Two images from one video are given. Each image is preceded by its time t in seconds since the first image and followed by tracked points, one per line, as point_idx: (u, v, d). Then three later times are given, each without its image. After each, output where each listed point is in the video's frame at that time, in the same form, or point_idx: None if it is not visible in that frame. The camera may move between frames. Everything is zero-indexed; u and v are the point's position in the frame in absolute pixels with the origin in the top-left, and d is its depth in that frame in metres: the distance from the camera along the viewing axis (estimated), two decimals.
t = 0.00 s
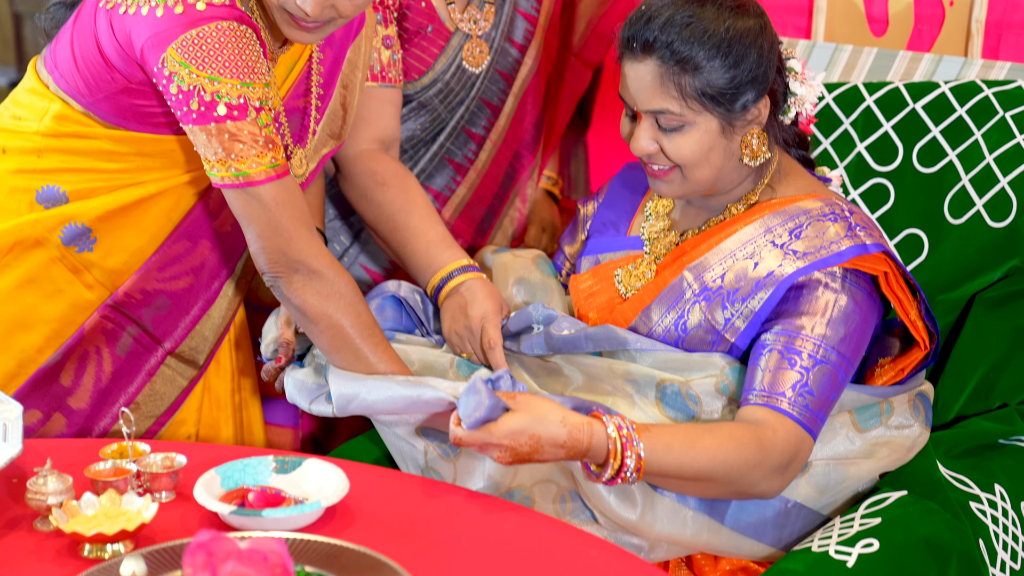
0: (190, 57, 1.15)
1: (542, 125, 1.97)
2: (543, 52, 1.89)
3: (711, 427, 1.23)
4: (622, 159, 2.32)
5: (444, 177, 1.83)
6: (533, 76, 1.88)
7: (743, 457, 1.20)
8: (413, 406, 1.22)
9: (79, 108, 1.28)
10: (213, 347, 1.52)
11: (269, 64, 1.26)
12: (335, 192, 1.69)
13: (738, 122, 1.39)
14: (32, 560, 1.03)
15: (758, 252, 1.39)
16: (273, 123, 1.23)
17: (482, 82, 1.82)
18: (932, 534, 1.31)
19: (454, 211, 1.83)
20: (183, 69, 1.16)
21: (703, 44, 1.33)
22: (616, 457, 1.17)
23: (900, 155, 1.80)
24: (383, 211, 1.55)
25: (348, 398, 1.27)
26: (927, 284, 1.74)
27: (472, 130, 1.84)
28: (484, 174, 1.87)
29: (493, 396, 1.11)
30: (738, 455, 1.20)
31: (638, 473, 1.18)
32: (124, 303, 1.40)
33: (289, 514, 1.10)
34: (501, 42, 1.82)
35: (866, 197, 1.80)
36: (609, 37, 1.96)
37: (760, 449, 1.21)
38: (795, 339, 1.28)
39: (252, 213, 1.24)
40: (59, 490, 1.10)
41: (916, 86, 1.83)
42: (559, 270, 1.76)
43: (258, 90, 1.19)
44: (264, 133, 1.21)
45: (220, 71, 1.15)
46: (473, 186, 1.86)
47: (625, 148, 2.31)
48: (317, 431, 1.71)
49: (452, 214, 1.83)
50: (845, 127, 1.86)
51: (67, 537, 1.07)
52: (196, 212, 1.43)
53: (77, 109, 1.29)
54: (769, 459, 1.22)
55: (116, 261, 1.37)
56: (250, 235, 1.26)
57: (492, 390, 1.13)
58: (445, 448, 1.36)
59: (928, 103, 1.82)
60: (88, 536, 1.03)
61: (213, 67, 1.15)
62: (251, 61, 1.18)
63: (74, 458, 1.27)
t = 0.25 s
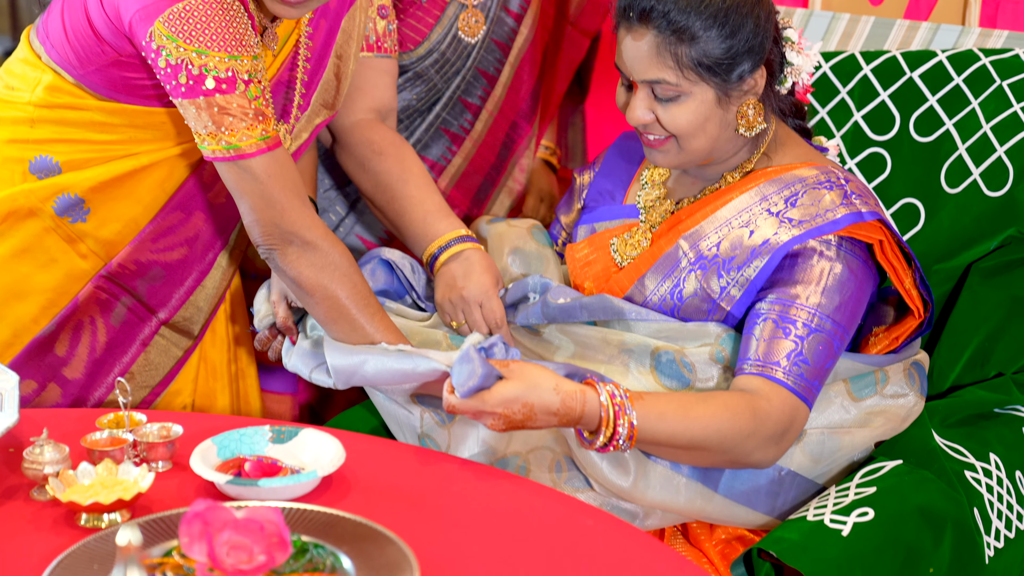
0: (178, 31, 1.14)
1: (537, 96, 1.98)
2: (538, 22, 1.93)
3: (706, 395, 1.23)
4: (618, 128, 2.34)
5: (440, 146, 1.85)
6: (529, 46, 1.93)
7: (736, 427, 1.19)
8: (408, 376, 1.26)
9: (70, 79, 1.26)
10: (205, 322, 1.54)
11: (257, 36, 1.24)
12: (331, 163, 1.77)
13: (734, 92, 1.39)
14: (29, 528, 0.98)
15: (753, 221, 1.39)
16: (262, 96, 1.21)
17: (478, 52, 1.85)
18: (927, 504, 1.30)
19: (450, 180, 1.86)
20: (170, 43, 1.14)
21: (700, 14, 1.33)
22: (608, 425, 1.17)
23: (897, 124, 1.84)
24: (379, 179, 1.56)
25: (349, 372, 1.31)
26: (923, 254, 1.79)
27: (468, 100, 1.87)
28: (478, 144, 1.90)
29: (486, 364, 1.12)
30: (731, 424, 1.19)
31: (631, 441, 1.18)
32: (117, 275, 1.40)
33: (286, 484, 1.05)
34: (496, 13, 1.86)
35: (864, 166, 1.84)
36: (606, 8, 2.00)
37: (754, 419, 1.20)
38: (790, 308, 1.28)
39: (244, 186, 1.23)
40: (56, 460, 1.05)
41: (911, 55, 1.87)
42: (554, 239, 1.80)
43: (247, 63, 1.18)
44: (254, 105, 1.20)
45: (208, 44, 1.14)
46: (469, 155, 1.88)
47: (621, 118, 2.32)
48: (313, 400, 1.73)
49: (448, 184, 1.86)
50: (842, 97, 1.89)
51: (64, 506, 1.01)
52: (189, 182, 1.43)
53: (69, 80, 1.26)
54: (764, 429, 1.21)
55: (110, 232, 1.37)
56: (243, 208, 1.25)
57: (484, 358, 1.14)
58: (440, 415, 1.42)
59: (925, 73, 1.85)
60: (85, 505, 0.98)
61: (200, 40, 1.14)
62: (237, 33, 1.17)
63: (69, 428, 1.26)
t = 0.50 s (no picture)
0: (167, 9, 1.14)
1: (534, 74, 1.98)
2: None
3: (704, 374, 1.22)
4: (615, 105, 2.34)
5: (438, 126, 1.85)
6: (526, 25, 1.93)
7: (732, 406, 1.19)
8: (406, 348, 1.24)
9: (62, 57, 1.26)
10: (200, 300, 1.54)
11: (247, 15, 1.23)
12: (327, 140, 1.76)
13: (725, 67, 1.36)
14: (26, 505, 0.98)
15: (749, 198, 1.38)
16: (250, 75, 1.22)
17: (475, 31, 1.86)
18: (923, 481, 1.30)
19: (447, 159, 1.86)
20: (159, 21, 1.14)
21: None
22: (604, 400, 1.17)
23: (894, 102, 1.83)
24: (377, 159, 1.58)
25: (348, 346, 1.30)
26: (920, 232, 1.80)
27: (466, 79, 1.87)
28: (477, 124, 1.90)
29: (484, 337, 1.11)
30: (727, 403, 1.19)
31: (627, 416, 1.19)
32: (111, 253, 1.39)
33: (283, 463, 1.05)
34: None
35: (860, 145, 1.84)
36: None
37: (751, 399, 1.20)
38: (786, 288, 1.27)
39: (235, 163, 1.23)
40: (53, 438, 1.05)
41: (910, 32, 1.85)
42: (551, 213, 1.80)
43: (235, 41, 1.19)
44: (243, 84, 1.20)
45: (196, 22, 1.14)
46: (467, 136, 1.89)
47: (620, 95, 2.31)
48: (310, 380, 1.73)
49: (445, 162, 1.86)
50: (840, 74, 1.88)
51: (62, 485, 1.02)
52: (182, 160, 1.42)
53: (61, 58, 1.26)
54: (759, 409, 1.21)
55: (104, 211, 1.37)
56: (235, 185, 1.25)
57: (483, 331, 1.12)
58: (436, 390, 1.43)
59: (923, 50, 1.83)
60: (81, 484, 0.98)
61: (188, 18, 1.14)
62: (225, 11, 1.17)
63: (65, 406, 1.26)
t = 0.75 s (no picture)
0: None
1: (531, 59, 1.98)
2: None
3: (703, 363, 1.22)
4: (612, 89, 2.34)
5: (434, 112, 1.84)
6: (524, 12, 1.92)
7: (731, 397, 1.19)
8: (405, 332, 1.25)
9: (50, 42, 1.26)
10: (196, 288, 1.54)
11: None
12: (323, 126, 1.76)
13: (686, 42, 1.38)
14: (24, 491, 0.98)
15: (742, 185, 1.38)
16: (236, 57, 1.21)
17: (472, 17, 1.86)
18: (920, 466, 1.31)
19: (444, 146, 1.84)
20: (142, 5, 1.15)
21: None
22: (601, 386, 1.18)
23: (892, 87, 1.83)
24: (371, 146, 1.61)
25: (347, 332, 1.31)
26: (917, 218, 1.80)
27: (463, 65, 1.87)
28: (473, 111, 1.89)
29: (485, 322, 1.10)
30: (725, 393, 1.19)
31: (624, 403, 1.19)
32: (106, 240, 1.39)
33: (280, 448, 1.05)
34: None
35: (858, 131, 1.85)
36: None
37: (749, 390, 1.19)
38: (781, 279, 1.27)
39: (223, 146, 1.23)
40: (51, 423, 1.05)
41: (908, 17, 1.85)
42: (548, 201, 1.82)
43: (219, 23, 1.18)
44: (228, 66, 1.19)
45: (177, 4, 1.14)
46: (463, 122, 1.88)
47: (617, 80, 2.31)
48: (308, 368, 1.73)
49: (442, 149, 1.84)
50: (838, 59, 1.90)
51: (60, 470, 1.02)
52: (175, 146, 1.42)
53: (50, 42, 1.26)
54: (758, 400, 1.20)
55: (98, 197, 1.37)
56: (224, 168, 1.25)
57: (484, 315, 1.12)
58: (434, 374, 1.43)
59: (921, 34, 1.83)
60: (79, 470, 0.98)
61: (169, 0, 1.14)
62: None
63: (63, 393, 1.26)
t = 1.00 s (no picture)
0: None
1: (527, 51, 1.98)
2: None
3: (698, 359, 1.22)
4: (610, 81, 2.34)
5: (430, 106, 1.84)
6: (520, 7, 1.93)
7: (724, 393, 1.19)
8: (401, 321, 1.24)
9: (36, 34, 1.25)
10: (198, 279, 1.55)
11: None
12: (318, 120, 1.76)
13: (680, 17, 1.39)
14: (22, 483, 0.98)
15: (734, 179, 1.38)
16: (214, 41, 1.25)
17: (469, 11, 1.85)
18: (915, 458, 1.31)
19: (440, 138, 1.85)
20: None
21: None
22: (595, 380, 1.18)
23: (888, 79, 1.85)
24: (365, 140, 1.61)
25: (342, 320, 1.30)
26: (913, 210, 1.81)
27: (459, 59, 1.86)
28: (469, 104, 1.89)
29: (481, 314, 1.10)
30: (719, 389, 1.19)
31: (615, 398, 1.19)
32: (100, 235, 1.41)
33: (276, 440, 1.05)
34: None
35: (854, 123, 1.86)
36: None
37: (742, 387, 1.20)
38: (772, 277, 1.26)
39: (207, 131, 1.27)
40: (48, 416, 1.06)
41: (904, 9, 1.87)
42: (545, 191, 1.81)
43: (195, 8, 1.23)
44: (208, 50, 1.23)
45: None
46: (459, 115, 1.88)
47: (615, 71, 2.32)
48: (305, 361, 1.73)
49: (437, 142, 1.85)
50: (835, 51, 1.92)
51: (57, 462, 1.02)
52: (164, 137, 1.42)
53: (35, 36, 1.26)
54: (750, 398, 1.21)
55: (91, 191, 1.38)
56: (211, 153, 1.28)
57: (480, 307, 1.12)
58: (428, 363, 1.43)
59: (917, 26, 1.86)
60: (76, 462, 0.98)
61: None
62: None
63: (60, 385, 1.26)
